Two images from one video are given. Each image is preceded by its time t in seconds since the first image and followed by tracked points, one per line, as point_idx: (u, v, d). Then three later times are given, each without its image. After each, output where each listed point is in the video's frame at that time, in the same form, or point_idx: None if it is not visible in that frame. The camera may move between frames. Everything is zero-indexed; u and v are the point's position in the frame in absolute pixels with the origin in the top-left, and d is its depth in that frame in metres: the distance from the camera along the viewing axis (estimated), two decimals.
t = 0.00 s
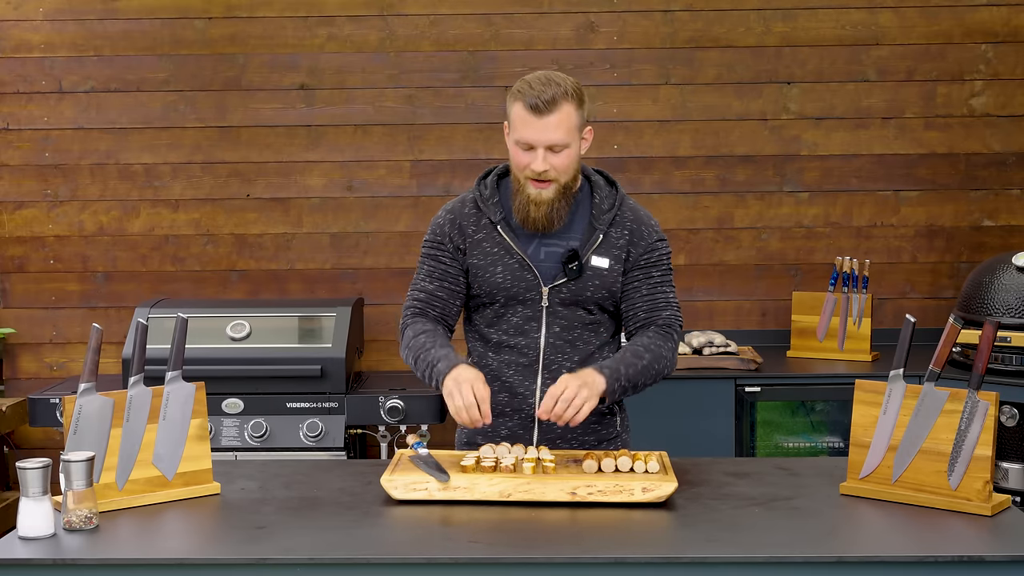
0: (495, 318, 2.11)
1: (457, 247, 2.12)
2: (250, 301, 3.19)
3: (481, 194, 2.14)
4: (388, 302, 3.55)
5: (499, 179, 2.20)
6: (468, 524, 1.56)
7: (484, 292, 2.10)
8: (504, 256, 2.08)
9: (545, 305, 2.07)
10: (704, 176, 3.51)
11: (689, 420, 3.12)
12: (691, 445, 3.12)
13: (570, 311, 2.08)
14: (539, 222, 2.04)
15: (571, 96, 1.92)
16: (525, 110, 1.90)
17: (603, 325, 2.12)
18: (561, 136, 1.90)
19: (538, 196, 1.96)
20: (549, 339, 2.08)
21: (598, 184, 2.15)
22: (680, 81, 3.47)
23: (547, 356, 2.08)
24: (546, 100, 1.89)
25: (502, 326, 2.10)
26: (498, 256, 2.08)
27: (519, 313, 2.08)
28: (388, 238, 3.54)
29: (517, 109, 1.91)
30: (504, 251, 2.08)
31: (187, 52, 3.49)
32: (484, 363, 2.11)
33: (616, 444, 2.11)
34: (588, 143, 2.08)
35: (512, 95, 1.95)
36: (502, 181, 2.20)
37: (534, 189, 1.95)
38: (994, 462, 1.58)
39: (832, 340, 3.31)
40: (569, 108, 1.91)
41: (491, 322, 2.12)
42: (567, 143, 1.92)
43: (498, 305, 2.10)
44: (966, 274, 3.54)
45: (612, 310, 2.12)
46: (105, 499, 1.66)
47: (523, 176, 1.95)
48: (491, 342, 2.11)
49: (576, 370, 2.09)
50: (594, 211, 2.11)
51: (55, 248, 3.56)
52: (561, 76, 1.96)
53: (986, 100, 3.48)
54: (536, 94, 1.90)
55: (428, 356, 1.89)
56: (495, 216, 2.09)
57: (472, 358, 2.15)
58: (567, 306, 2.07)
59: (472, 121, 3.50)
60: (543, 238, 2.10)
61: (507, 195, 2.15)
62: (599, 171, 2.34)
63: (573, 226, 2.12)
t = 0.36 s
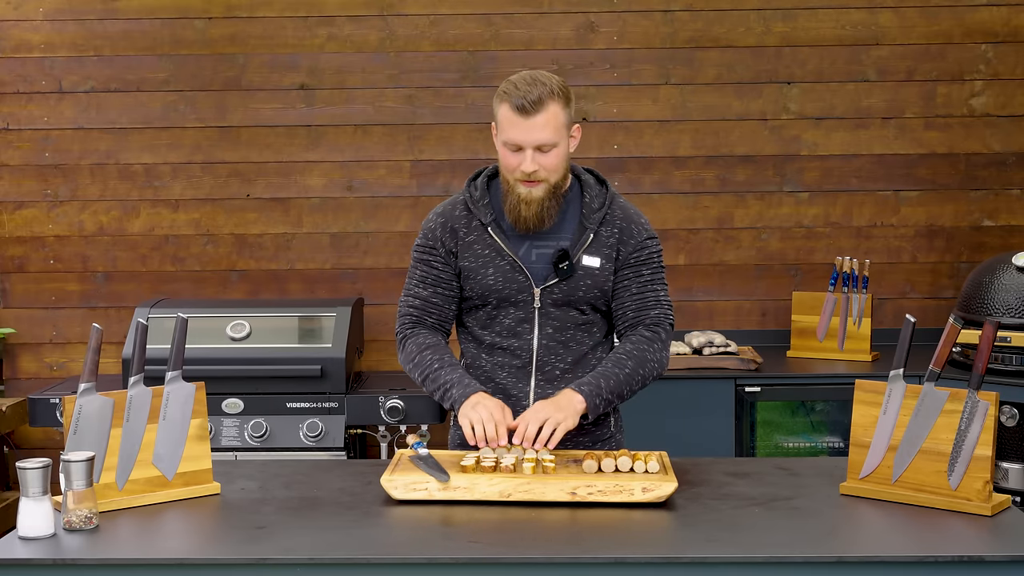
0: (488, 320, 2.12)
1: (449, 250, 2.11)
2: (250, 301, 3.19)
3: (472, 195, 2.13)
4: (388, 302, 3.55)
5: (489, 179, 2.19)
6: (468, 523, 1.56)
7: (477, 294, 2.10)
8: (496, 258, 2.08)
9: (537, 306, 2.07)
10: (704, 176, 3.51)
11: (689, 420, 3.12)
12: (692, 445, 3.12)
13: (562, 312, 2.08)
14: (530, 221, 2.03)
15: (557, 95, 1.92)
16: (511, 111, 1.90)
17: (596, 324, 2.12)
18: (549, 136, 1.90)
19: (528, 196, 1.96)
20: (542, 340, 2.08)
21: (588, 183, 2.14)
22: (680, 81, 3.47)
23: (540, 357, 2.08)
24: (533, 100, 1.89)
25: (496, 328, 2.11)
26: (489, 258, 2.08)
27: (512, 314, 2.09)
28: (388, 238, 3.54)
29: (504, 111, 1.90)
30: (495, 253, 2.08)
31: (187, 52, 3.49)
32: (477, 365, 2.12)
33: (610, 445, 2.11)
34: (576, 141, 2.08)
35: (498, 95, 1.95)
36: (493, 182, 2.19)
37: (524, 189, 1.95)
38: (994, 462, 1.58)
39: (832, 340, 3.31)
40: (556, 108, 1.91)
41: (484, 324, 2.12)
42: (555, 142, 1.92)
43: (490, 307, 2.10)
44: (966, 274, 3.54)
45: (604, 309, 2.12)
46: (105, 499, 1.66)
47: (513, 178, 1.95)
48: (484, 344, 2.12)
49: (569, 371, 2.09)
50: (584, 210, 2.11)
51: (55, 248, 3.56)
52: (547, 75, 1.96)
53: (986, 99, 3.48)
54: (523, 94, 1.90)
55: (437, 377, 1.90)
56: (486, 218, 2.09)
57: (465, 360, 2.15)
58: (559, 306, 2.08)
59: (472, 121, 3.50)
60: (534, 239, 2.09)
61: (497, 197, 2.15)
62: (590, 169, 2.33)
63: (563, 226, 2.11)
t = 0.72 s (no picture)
0: (485, 321, 2.12)
1: (444, 251, 2.12)
2: (250, 301, 3.19)
3: (466, 196, 2.14)
4: (388, 302, 3.56)
5: (484, 180, 2.20)
6: (468, 523, 1.56)
7: (473, 295, 2.10)
8: (492, 259, 2.08)
9: (533, 307, 2.07)
10: (704, 176, 3.51)
11: (689, 421, 3.12)
12: (692, 445, 3.12)
13: (558, 312, 2.08)
14: (526, 222, 2.02)
15: (548, 95, 1.92)
16: (503, 112, 1.89)
17: (592, 324, 2.12)
18: (541, 136, 1.90)
19: (522, 196, 1.95)
20: (539, 340, 2.08)
21: (583, 182, 2.14)
22: (680, 81, 3.47)
23: (537, 358, 2.08)
24: (524, 100, 1.89)
25: (492, 329, 2.11)
26: (485, 259, 2.09)
27: (508, 315, 2.09)
28: (388, 238, 3.54)
29: (495, 111, 1.90)
30: (491, 254, 2.09)
31: (187, 52, 3.49)
32: (474, 366, 2.12)
33: (607, 445, 2.11)
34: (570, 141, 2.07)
35: (489, 96, 1.95)
36: (488, 182, 2.20)
37: (518, 189, 1.95)
38: (994, 462, 1.58)
39: (832, 340, 3.31)
40: (548, 107, 1.91)
41: (481, 325, 2.12)
42: (549, 142, 1.92)
43: (487, 308, 2.10)
44: (966, 274, 3.54)
45: (600, 309, 2.12)
46: (105, 499, 1.66)
47: (507, 179, 1.94)
48: (481, 345, 2.12)
49: (566, 371, 2.09)
50: (579, 209, 2.11)
51: (55, 248, 3.56)
52: (538, 75, 1.96)
53: (986, 100, 3.48)
54: (514, 95, 1.89)
55: (431, 378, 1.89)
56: (481, 219, 2.09)
57: (463, 362, 2.15)
58: (555, 306, 2.08)
59: (472, 121, 3.50)
60: (529, 240, 2.10)
61: (492, 197, 2.15)
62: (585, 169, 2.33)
63: (558, 225, 2.12)
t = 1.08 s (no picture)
0: (484, 322, 2.11)
1: (442, 254, 2.11)
2: (250, 301, 3.19)
3: (463, 198, 2.14)
4: (388, 302, 3.56)
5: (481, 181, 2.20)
6: (468, 524, 1.56)
7: (471, 297, 2.10)
8: (490, 260, 2.08)
9: (532, 307, 2.07)
10: (704, 176, 3.51)
11: (689, 421, 3.12)
12: (692, 445, 3.12)
13: (557, 312, 2.08)
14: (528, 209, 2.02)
15: (547, 80, 1.93)
16: (502, 95, 1.91)
17: (592, 324, 2.12)
18: (541, 116, 1.90)
19: (523, 179, 1.94)
20: (538, 341, 2.08)
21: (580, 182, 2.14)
22: (680, 81, 3.47)
23: (536, 359, 2.08)
24: (524, 82, 1.90)
25: (491, 330, 2.11)
26: (483, 260, 2.09)
27: (507, 316, 2.08)
28: (388, 238, 3.54)
29: (495, 96, 1.92)
30: (489, 255, 2.09)
31: (187, 52, 3.49)
32: (474, 367, 2.12)
33: (608, 445, 2.11)
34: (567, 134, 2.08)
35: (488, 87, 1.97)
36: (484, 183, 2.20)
37: (519, 173, 1.93)
38: (994, 462, 1.58)
39: (833, 339, 3.31)
40: (548, 90, 1.92)
41: (480, 327, 2.12)
42: (549, 123, 1.92)
43: (486, 310, 2.10)
44: (966, 274, 3.54)
45: (599, 309, 2.12)
46: (105, 499, 1.66)
47: (508, 163, 1.94)
48: (480, 346, 2.12)
49: (566, 371, 2.09)
50: (576, 209, 2.11)
51: (55, 248, 3.56)
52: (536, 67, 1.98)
53: (986, 99, 3.48)
54: (513, 78, 1.91)
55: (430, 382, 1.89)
56: (478, 220, 2.09)
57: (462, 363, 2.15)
58: (555, 307, 2.08)
59: (472, 121, 3.49)
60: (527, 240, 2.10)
61: (489, 198, 2.15)
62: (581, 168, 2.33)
63: (556, 225, 2.12)
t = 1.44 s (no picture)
0: (483, 322, 2.11)
1: (441, 253, 2.11)
2: (250, 301, 3.19)
3: (462, 197, 2.14)
4: (388, 302, 3.56)
5: (480, 180, 2.19)
6: (467, 524, 1.56)
7: (471, 297, 2.09)
8: (489, 260, 2.08)
9: (532, 307, 2.07)
10: (704, 176, 3.51)
11: (689, 421, 3.12)
12: (692, 445, 3.12)
13: (557, 312, 2.08)
14: (527, 215, 2.03)
15: (545, 84, 1.92)
16: (501, 102, 1.89)
17: (591, 323, 2.12)
18: (541, 123, 1.90)
19: (523, 188, 1.95)
20: (538, 340, 2.08)
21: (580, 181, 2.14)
22: (680, 81, 3.47)
23: (536, 358, 2.08)
24: (522, 88, 1.89)
25: (491, 330, 2.11)
26: (482, 260, 2.08)
27: (507, 316, 2.08)
28: (388, 238, 3.54)
29: (494, 102, 1.90)
30: (488, 255, 2.08)
31: (187, 52, 3.49)
32: (474, 367, 2.12)
33: (608, 444, 2.11)
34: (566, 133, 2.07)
35: (485, 89, 1.95)
36: (483, 182, 2.19)
37: (518, 181, 1.94)
38: (994, 462, 1.58)
39: (833, 339, 3.31)
40: (546, 96, 1.91)
41: (480, 326, 2.12)
42: (548, 129, 1.91)
43: (485, 309, 2.10)
44: (966, 274, 3.54)
45: (599, 308, 2.12)
46: (105, 499, 1.66)
47: (508, 170, 1.94)
48: (480, 346, 2.12)
49: (565, 371, 2.09)
50: (576, 209, 2.11)
51: (55, 248, 3.56)
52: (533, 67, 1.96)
53: (986, 99, 3.48)
54: (511, 85, 1.90)
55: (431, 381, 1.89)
56: (477, 220, 2.09)
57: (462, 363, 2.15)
58: (554, 306, 2.08)
59: (472, 121, 3.50)
60: (526, 240, 2.09)
61: (488, 198, 2.15)
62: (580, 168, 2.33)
63: (555, 225, 2.12)
